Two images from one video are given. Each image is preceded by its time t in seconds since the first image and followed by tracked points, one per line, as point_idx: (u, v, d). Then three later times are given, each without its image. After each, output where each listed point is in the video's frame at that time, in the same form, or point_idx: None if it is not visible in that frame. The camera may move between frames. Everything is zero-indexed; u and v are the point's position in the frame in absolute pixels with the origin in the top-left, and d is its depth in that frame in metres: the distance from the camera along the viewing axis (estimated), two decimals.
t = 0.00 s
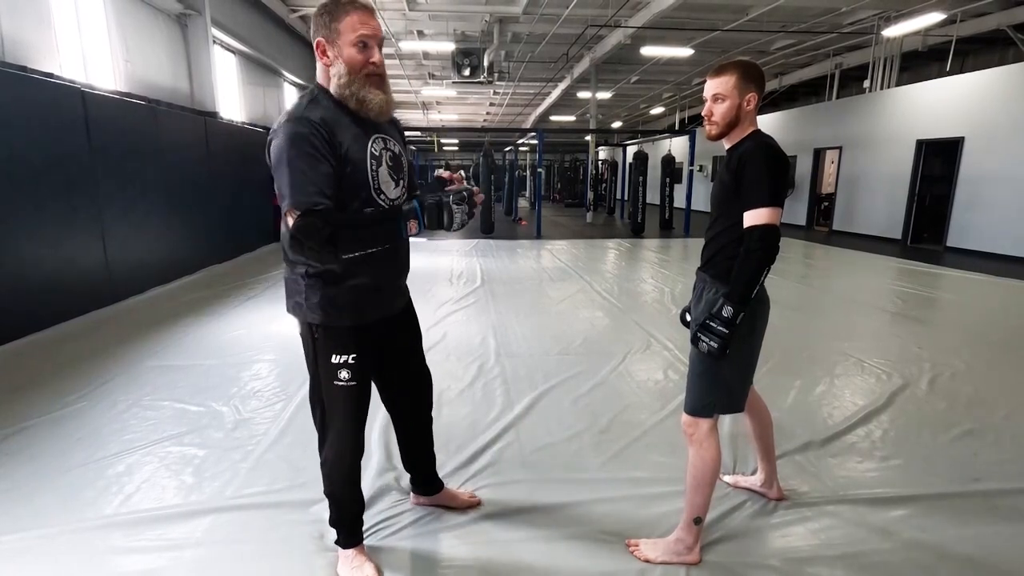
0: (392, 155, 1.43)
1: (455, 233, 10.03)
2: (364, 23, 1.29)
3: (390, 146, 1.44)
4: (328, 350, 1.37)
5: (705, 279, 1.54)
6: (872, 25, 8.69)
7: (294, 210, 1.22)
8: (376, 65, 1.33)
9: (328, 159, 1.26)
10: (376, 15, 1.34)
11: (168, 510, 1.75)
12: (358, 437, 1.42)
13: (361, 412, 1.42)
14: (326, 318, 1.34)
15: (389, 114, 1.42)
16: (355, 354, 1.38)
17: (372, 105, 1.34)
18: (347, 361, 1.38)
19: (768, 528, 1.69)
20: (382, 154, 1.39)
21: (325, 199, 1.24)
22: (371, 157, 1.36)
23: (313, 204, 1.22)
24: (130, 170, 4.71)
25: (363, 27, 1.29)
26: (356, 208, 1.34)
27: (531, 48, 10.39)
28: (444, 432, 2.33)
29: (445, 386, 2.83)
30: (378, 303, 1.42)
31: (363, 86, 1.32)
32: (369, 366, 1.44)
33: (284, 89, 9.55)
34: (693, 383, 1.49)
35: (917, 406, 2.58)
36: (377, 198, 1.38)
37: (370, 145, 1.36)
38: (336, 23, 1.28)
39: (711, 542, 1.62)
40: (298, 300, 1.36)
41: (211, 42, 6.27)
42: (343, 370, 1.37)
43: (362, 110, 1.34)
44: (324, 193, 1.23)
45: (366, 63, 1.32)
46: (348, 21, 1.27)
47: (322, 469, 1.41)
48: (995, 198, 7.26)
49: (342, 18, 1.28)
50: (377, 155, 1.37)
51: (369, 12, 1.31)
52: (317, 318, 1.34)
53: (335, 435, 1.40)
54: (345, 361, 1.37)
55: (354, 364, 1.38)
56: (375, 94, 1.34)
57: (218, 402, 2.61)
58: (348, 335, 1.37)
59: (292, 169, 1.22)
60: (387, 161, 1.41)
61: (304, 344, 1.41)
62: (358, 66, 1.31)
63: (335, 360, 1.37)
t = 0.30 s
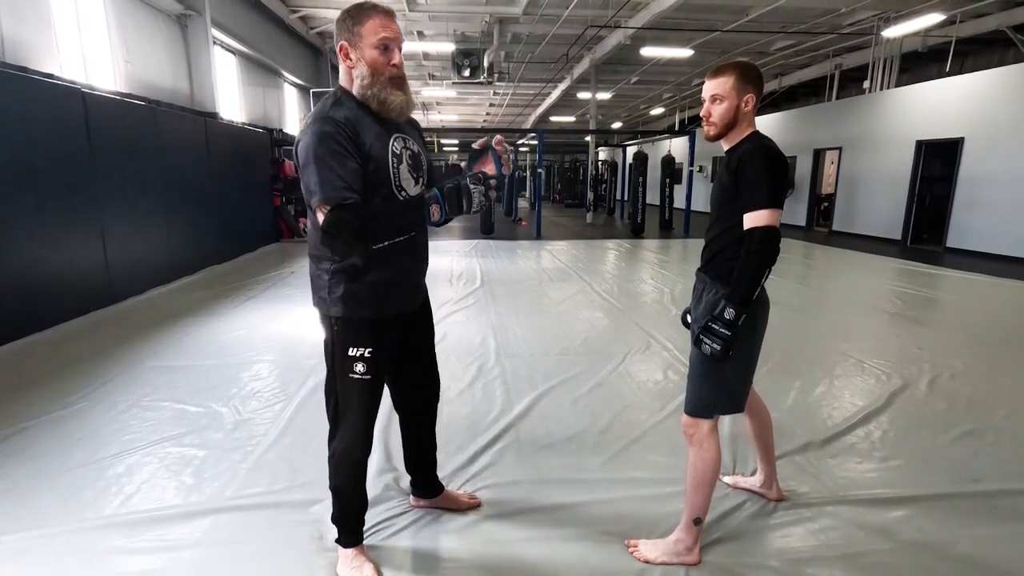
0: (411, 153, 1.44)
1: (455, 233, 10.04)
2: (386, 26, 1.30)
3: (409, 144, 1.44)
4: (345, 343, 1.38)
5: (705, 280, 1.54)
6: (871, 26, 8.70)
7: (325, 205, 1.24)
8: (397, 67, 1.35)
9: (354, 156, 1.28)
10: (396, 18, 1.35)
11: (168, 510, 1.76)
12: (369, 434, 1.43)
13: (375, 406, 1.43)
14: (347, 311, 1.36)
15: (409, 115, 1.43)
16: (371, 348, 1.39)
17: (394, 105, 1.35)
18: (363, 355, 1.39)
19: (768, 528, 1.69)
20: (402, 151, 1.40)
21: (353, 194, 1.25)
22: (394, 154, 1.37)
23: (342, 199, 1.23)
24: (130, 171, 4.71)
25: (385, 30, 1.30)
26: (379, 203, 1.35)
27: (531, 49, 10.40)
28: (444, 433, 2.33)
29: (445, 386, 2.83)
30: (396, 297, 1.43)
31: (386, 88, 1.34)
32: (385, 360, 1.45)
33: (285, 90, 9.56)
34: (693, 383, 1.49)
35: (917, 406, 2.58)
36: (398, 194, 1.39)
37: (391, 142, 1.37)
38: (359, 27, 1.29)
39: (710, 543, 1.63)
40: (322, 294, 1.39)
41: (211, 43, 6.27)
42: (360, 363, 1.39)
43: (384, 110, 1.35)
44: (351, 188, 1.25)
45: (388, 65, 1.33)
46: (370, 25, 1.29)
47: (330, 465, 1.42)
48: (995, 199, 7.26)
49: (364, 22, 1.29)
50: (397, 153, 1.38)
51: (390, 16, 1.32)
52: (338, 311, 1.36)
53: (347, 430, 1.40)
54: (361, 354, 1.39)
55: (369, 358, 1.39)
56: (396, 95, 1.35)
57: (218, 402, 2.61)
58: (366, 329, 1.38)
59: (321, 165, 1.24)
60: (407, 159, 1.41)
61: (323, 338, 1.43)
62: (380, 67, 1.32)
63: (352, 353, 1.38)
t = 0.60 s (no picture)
0: (432, 155, 1.45)
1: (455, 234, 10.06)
2: (412, 34, 1.33)
3: (430, 147, 1.46)
4: (365, 337, 1.40)
5: (704, 281, 1.54)
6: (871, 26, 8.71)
7: (349, 204, 1.25)
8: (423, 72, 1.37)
9: (379, 159, 1.30)
10: (421, 26, 1.38)
11: (168, 511, 1.76)
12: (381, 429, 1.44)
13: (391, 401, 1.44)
14: (369, 306, 1.39)
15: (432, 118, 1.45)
16: (391, 341, 1.41)
17: (418, 109, 1.38)
18: (383, 349, 1.41)
19: (768, 529, 1.69)
20: (424, 153, 1.41)
21: (376, 194, 1.27)
22: (416, 157, 1.38)
23: (365, 198, 1.25)
24: (130, 171, 4.71)
25: (411, 37, 1.33)
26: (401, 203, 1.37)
27: (531, 49, 10.41)
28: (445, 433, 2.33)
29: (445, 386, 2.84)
30: (416, 294, 1.45)
31: (412, 93, 1.37)
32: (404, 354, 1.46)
33: (285, 90, 9.57)
34: (691, 383, 1.50)
35: (916, 406, 2.58)
36: (419, 195, 1.40)
37: (413, 144, 1.39)
38: (385, 35, 1.32)
39: (710, 543, 1.63)
40: (348, 290, 1.43)
41: (211, 43, 6.27)
42: (378, 357, 1.40)
43: (407, 114, 1.38)
44: (375, 188, 1.27)
45: (413, 71, 1.35)
46: (397, 33, 1.32)
47: (339, 460, 1.42)
48: (995, 199, 7.26)
49: (391, 30, 1.32)
50: (419, 154, 1.40)
51: (415, 24, 1.36)
52: (361, 306, 1.39)
53: (361, 424, 1.42)
54: (381, 348, 1.40)
55: (389, 351, 1.41)
56: (422, 100, 1.38)
57: (218, 403, 2.61)
58: (386, 323, 1.40)
59: (347, 167, 1.26)
60: (429, 160, 1.43)
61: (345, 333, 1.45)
62: (406, 73, 1.35)
63: (372, 347, 1.40)
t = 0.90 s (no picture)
0: (450, 157, 1.52)
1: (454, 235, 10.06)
2: (438, 42, 1.38)
3: (448, 150, 1.52)
4: (394, 332, 1.40)
5: (702, 283, 1.54)
6: (870, 28, 8.72)
7: (388, 204, 1.27)
8: (446, 79, 1.42)
9: (412, 160, 1.33)
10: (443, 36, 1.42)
11: (166, 512, 1.76)
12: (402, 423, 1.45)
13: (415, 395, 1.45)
14: (398, 302, 1.40)
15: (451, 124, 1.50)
16: (419, 337, 1.42)
17: (442, 113, 1.43)
18: (411, 343, 1.41)
19: (768, 530, 1.69)
20: (445, 155, 1.48)
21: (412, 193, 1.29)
22: (441, 159, 1.45)
23: (403, 197, 1.27)
24: (130, 172, 4.72)
25: (436, 46, 1.38)
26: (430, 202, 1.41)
27: (531, 50, 10.42)
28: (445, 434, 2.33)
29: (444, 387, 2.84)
30: (439, 289, 1.48)
31: (437, 98, 1.41)
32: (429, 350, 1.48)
33: (285, 91, 9.57)
34: (690, 384, 1.50)
35: (915, 407, 2.58)
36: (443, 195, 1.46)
37: (439, 148, 1.45)
38: (412, 43, 1.36)
39: (709, 544, 1.62)
40: (375, 289, 1.43)
41: (211, 44, 6.28)
42: (408, 352, 1.41)
43: (432, 119, 1.42)
44: (411, 188, 1.29)
45: (438, 77, 1.39)
46: (423, 42, 1.36)
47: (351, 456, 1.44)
48: (995, 200, 7.26)
49: (418, 39, 1.36)
50: (443, 156, 1.46)
51: (439, 34, 1.40)
52: (390, 303, 1.40)
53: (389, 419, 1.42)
54: (409, 343, 1.41)
55: (417, 346, 1.42)
56: (445, 105, 1.43)
57: (217, 404, 2.61)
58: (414, 318, 1.42)
59: (385, 168, 1.27)
60: (448, 162, 1.50)
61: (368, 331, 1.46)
62: (432, 79, 1.39)
63: (401, 342, 1.41)
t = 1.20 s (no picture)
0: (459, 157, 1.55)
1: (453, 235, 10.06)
2: (454, 49, 1.38)
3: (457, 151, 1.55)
4: (409, 330, 1.42)
5: (701, 283, 1.54)
6: (870, 29, 8.73)
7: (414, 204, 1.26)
8: (461, 85, 1.42)
9: (434, 161, 1.34)
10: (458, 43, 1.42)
11: (164, 513, 1.75)
12: (412, 420, 1.46)
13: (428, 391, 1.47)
14: (414, 300, 1.41)
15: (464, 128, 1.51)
16: (433, 334, 1.44)
17: (456, 117, 1.44)
18: (426, 340, 1.43)
19: (768, 531, 1.69)
20: (456, 156, 1.52)
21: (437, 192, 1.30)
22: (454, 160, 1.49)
23: (428, 196, 1.27)
24: (130, 173, 4.72)
25: (453, 52, 1.38)
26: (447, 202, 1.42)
27: (531, 51, 10.42)
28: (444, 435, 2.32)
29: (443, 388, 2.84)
30: (450, 286, 1.51)
31: (452, 103, 1.42)
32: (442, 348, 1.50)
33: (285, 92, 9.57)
34: (689, 385, 1.50)
35: (915, 408, 2.58)
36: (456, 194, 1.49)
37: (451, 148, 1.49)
38: (429, 49, 1.37)
39: (709, 545, 1.62)
40: (391, 287, 1.43)
41: (210, 45, 6.28)
42: (422, 349, 1.43)
43: (448, 122, 1.44)
44: (436, 188, 1.30)
45: (454, 83, 1.40)
46: (440, 48, 1.36)
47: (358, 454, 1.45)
48: (994, 201, 7.26)
49: (435, 44, 1.37)
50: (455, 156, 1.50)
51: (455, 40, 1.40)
52: (405, 300, 1.41)
53: (403, 413, 1.44)
54: (424, 339, 1.43)
55: (431, 342, 1.44)
56: (460, 110, 1.44)
57: (216, 405, 2.61)
58: (429, 315, 1.43)
59: (410, 169, 1.27)
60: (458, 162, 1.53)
61: (379, 328, 1.47)
62: (449, 84, 1.39)
63: (416, 339, 1.42)
